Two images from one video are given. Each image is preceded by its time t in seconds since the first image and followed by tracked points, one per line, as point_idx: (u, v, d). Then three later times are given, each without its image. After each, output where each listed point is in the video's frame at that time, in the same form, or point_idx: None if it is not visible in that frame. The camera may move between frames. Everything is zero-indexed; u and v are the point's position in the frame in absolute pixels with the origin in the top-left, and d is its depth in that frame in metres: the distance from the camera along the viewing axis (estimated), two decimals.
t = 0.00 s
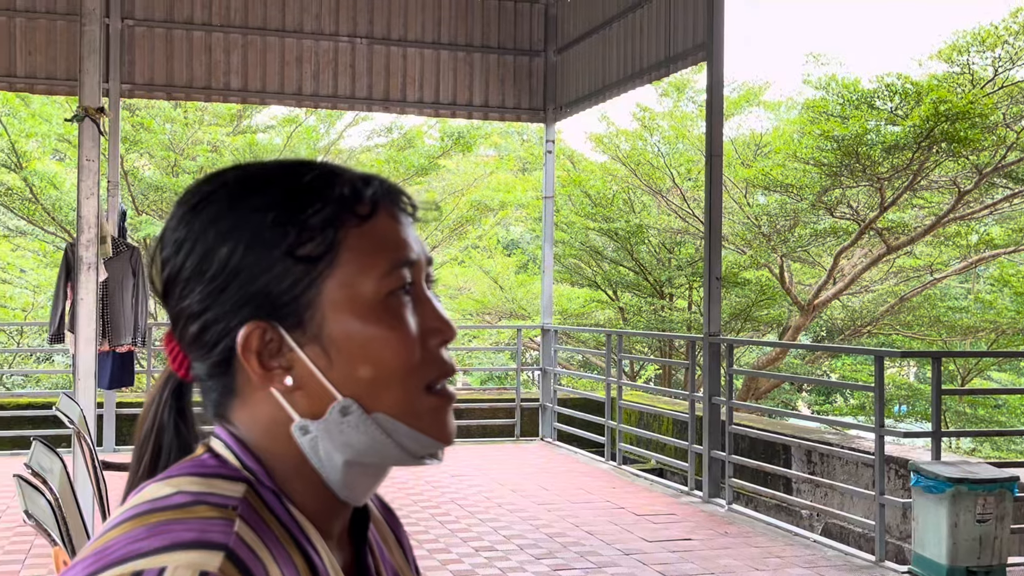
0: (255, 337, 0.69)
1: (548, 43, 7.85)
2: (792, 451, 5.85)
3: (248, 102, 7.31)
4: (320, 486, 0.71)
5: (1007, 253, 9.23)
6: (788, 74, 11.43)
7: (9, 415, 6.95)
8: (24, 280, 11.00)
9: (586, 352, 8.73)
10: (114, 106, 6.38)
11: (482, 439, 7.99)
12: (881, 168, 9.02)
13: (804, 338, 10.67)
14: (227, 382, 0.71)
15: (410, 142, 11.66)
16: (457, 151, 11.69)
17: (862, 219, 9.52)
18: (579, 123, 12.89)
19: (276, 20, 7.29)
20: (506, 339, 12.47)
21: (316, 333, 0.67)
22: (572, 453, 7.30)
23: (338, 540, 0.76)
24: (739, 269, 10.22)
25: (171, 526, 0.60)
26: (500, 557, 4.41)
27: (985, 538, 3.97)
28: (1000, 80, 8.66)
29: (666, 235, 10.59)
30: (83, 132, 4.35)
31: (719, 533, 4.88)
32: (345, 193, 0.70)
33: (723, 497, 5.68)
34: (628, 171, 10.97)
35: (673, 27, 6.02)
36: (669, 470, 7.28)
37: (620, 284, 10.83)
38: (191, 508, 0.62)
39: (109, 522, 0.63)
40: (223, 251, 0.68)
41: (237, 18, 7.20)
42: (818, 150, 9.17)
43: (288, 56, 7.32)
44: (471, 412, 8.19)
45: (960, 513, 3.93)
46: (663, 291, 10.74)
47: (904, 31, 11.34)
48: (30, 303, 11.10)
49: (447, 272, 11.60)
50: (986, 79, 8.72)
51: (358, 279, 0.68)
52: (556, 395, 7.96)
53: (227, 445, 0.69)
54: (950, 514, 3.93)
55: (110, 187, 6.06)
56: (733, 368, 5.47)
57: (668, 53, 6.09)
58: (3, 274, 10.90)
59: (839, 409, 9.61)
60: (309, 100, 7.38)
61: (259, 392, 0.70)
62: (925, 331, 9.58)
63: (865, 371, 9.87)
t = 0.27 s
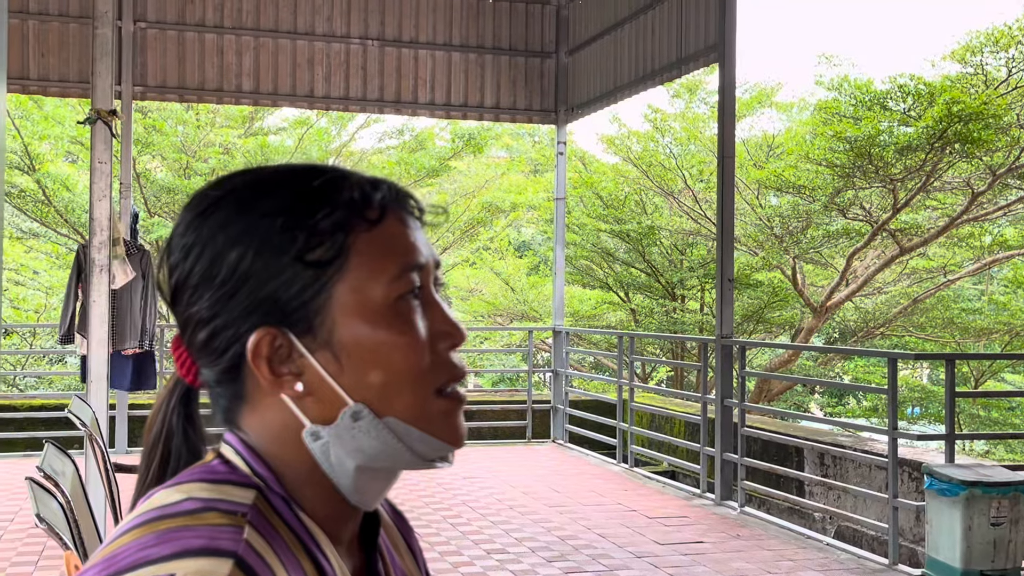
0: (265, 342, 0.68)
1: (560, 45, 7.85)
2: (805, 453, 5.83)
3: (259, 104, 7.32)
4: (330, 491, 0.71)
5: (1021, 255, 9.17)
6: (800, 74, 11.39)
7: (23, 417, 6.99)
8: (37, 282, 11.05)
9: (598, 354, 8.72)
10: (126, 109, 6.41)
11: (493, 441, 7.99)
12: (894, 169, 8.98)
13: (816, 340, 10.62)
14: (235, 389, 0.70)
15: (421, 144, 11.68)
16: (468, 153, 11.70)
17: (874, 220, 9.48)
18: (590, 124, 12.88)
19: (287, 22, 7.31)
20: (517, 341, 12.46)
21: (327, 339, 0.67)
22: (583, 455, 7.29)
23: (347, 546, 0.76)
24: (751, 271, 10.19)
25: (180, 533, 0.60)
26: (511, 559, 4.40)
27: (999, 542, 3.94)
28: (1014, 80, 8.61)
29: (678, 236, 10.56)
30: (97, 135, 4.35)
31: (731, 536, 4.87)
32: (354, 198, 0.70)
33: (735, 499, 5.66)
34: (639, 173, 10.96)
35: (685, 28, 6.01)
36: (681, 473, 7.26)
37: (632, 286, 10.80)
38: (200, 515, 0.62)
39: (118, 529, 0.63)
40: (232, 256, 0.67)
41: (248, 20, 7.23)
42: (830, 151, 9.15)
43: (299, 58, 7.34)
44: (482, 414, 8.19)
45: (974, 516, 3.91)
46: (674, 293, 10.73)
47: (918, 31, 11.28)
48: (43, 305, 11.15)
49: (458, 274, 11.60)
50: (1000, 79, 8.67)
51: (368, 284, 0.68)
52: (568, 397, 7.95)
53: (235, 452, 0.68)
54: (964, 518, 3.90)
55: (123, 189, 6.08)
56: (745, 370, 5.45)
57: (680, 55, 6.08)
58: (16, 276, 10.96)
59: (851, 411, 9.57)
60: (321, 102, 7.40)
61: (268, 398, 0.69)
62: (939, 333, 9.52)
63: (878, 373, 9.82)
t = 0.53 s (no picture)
0: (277, 345, 0.68)
1: (568, 45, 7.85)
2: (815, 454, 5.81)
3: (268, 106, 7.33)
4: (343, 494, 0.71)
5: None
6: (809, 74, 11.36)
7: (33, 418, 7.01)
8: (47, 283, 11.09)
9: (607, 355, 8.70)
10: (135, 111, 6.43)
11: (502, 442, 7.99)
12: (904, 169, 8.95)
13: (826, 341, 10.59)
14: (247, 392, 0.70)
15: (430, 145, 11.68)
16: (476, 153, 11.72)
17: (884, 220, 9.45)
18: (599, 125, 12.87)
19: (296, 24, 7.33)
20: (526, 342, 12.46)
21: (340, 341, 0.67)
22: (592, 456, 7.28)
23: (359, 549, 0.76)
24: (760, 271, 10.17)
25: (191, 537, 0.61)
26: (521, 560, 4.40)
27: (1010, 543, 3.92)
28: None
29: (687, 237, 10.54)
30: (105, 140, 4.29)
31: (741, 537, 4.86)
32: (366, 200, 0.70)
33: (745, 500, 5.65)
34: (648, 173, 10.95)
35: (693, 28, 6.00)
36: (690, 473, 7.24)
37: (641, 286, 10.78)
38: (212, 518, 0.62)
39: (130, 533, 0.63)
40: (244, 258, 0.67)
41: (257, 22, 7.25)
42: (839, 151, 9.14)
43: (308, 60, 7.36)
44: (492, 415, 8.19)
45: (985, 517, 3.89)
46: (683, 293, 10.72)
47: (928, 30, 11.23)
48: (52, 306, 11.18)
49: (467, 275, 11.60)
50: (1010, 79, 8.63)
51: (381, 286, 0.68)
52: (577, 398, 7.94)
53: (248, 455, 0.68)
54: (975, 519, 3.88)
55: (132, 191, 6.09)
56: (755, 371, 5.43)
57: (688, 55, 6.07)
58: (26, 277, 11.00)
59: (861, 412, 9.54)
60: (329, 104, 7.40)
61: (280, 401, 0.69)
62: (949, 333, 9.48)
63: (888, 374, 9.80)
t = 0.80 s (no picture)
0: (278, 339, 0.68)
1: (574, 44, 7.84)
2: (822, 452, 5.80)
3: (274, 106, 7.33)
4: (344, 489, 0.71)
5: None
6: (815, 72, 11.33)
7: (41, 418, 7.03)
8: (54, 284, 11.11)
9: (613, 354, 8.70)
10: (141, 111, 6.45)
11: (508, 441, 7.99)
12: (911, 167, 8.92)
13: (833, 340, 10.57)
14: (249, 386, 0.70)
15: (435, 145, 11.69)
16: (482, 153, 11.73)
17: (891, 219, 9.43)
18: (604, 124, 12.87)
19: (302, 24, 7.34)
20: (532, 341, 12.46)
21: (340, 335, 0.67)
22: (599, 455, 7.28)
23: (360, 545, 0.76)
24: (767, 270, 10.14)
25: (191, 531, 0.61)
26: (528, 559, 4.40)
27: (1018, 541, 3.91)
28: None
29: (693, 236, 10.53)
30: (111, 137, 4.36)
31: (748, 536, 4.85)
32: (367, 193, 0.70)
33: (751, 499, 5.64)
34: (654, 172, 10.94)
35: (699, 26, 5.99)
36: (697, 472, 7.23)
37: (647, 286, 10.78)
38: (212, 513, 0.62)
39: (131, 527, 0.64)
40: (244, 252, 0.68)
41: (263, 22, 7.26)
42: (846, 149, 9.13)
43: (314, 60, 7.37)
44: (498, 415, 8.19)
45: (993, 516, 3.88)
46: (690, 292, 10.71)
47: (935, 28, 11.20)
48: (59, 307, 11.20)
49: (473, 274, 11.61)
50: (1017, 76, 8.60)
51: (381, 279, 0.68)
52: (583, 397, 7.93)
53: (249, 450, 0.68)
54: (982, 516, 3.88)
55: (139, 191, 6.11)
56: (762, 370, 5.43)
57: (694, 54, 6.07)
58: (34, 277, 11.03)
59: (868, 410, 9.51)
60: (335, 103, 7.41)
61: (281, 394, 0.69)
62: (957, 332, 9.45)
63: (895, 373, 9.77)
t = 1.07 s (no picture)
0: (261, 334, 0.68)
1: (575, 42, 7.85)
2: (824, 450, 5.80)
3: (276, 105, 7.33)
4: (335, 483, 0.71)
5: None
6: (817, 71, 11.32)
7: (43, 419, 7.04)
8: (56, 284, 11.12)
9: (615, 352, 8.69)
10: (142, 112, 6.45)
11: (510, 440, 7.99)
12: (913, 165, 8.91)
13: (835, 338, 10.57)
14: (237, 381, 0.69)
15: (437, 144, 11.69)
16: (483, 151, 11.73)
17: (893, 216, 9.41)
18: (605, 122, 12.88)
19: (303, 23, 7.34)
20: (534, 340, 12.46)
21: (323, 329, 0.66)
22: (601, 454, 7.27)
23: (355, 541, 0.75)
24: (769, 268, 10.14)
25: (183, 526, 0.61)
26: (530, 558, 4.40)
27: (1021, 538, 3.91)
28: None
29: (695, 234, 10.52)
30: (111, 136, 4.39)
31: (750, 534, 4.85)
32: (347, 184, 0.68)
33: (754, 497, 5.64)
34: (656, 170, 10.94)
35: (700, 24, 5.99)
36: (699, 470, 7.23)
37: (649, 284, 10.77)
38: (205, 507, 0.62)
39: (125, 522, 0.63)
40: (226, 248, 0.67)
41: (264, 22, 7.26)
42: (848, 146, 9.12)
43: (315, 59, 7.37)
44: (500, 413, 8.19)
45: (996, 513, 3.88)
46: (692, 291, 10.69)
47: (935, 25, 11.19)
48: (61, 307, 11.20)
49: (475, 274, 11.61)
50: (1019, 73, 8.59)
51: (364, 272, 0.66)
52: (585, 396, 7.93)
53: (241, 444, 0.68)
54: (985, 514, 3.87)
55: (140, 191, 6.10)
56: (764, 368, 5.42)
57: (695, 51, 6.07)
58: (36, 278, 11.04)
59: (871, 408, 9.50)
60: (337, 103, 7.41)
61: (269, 389, 0.69)
62: (959, 329, 9.45)
63: (897, 370, 9.75)
